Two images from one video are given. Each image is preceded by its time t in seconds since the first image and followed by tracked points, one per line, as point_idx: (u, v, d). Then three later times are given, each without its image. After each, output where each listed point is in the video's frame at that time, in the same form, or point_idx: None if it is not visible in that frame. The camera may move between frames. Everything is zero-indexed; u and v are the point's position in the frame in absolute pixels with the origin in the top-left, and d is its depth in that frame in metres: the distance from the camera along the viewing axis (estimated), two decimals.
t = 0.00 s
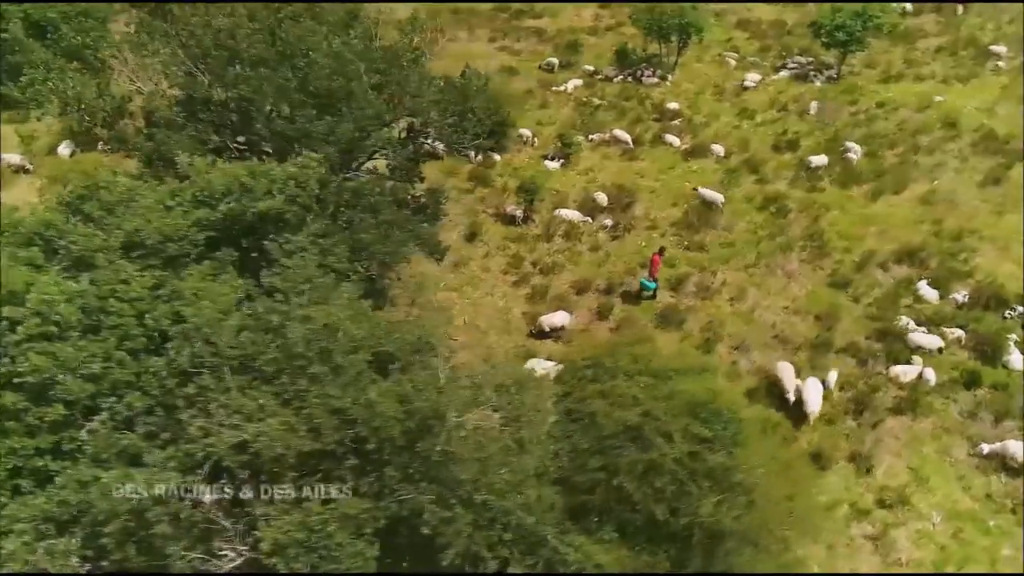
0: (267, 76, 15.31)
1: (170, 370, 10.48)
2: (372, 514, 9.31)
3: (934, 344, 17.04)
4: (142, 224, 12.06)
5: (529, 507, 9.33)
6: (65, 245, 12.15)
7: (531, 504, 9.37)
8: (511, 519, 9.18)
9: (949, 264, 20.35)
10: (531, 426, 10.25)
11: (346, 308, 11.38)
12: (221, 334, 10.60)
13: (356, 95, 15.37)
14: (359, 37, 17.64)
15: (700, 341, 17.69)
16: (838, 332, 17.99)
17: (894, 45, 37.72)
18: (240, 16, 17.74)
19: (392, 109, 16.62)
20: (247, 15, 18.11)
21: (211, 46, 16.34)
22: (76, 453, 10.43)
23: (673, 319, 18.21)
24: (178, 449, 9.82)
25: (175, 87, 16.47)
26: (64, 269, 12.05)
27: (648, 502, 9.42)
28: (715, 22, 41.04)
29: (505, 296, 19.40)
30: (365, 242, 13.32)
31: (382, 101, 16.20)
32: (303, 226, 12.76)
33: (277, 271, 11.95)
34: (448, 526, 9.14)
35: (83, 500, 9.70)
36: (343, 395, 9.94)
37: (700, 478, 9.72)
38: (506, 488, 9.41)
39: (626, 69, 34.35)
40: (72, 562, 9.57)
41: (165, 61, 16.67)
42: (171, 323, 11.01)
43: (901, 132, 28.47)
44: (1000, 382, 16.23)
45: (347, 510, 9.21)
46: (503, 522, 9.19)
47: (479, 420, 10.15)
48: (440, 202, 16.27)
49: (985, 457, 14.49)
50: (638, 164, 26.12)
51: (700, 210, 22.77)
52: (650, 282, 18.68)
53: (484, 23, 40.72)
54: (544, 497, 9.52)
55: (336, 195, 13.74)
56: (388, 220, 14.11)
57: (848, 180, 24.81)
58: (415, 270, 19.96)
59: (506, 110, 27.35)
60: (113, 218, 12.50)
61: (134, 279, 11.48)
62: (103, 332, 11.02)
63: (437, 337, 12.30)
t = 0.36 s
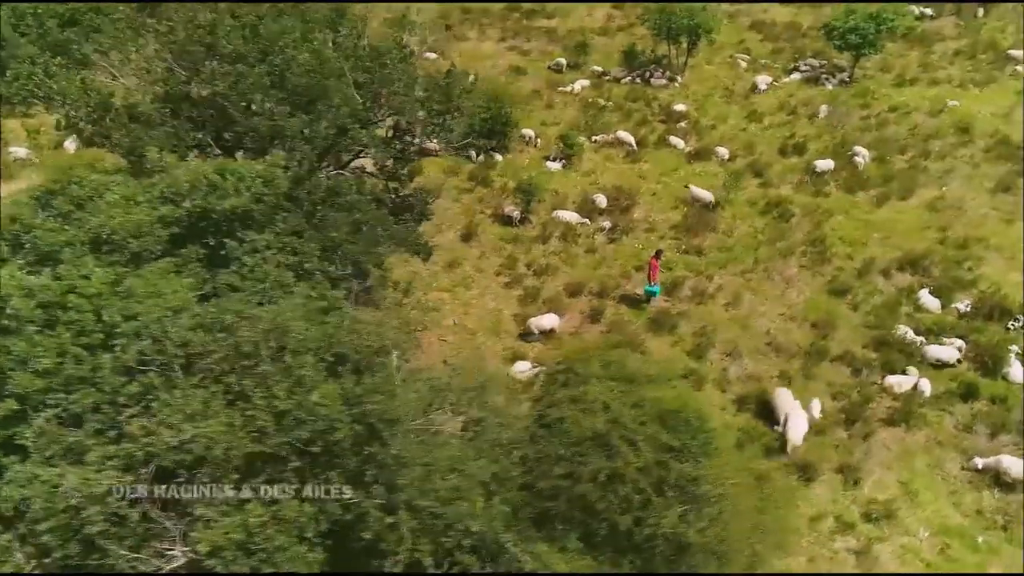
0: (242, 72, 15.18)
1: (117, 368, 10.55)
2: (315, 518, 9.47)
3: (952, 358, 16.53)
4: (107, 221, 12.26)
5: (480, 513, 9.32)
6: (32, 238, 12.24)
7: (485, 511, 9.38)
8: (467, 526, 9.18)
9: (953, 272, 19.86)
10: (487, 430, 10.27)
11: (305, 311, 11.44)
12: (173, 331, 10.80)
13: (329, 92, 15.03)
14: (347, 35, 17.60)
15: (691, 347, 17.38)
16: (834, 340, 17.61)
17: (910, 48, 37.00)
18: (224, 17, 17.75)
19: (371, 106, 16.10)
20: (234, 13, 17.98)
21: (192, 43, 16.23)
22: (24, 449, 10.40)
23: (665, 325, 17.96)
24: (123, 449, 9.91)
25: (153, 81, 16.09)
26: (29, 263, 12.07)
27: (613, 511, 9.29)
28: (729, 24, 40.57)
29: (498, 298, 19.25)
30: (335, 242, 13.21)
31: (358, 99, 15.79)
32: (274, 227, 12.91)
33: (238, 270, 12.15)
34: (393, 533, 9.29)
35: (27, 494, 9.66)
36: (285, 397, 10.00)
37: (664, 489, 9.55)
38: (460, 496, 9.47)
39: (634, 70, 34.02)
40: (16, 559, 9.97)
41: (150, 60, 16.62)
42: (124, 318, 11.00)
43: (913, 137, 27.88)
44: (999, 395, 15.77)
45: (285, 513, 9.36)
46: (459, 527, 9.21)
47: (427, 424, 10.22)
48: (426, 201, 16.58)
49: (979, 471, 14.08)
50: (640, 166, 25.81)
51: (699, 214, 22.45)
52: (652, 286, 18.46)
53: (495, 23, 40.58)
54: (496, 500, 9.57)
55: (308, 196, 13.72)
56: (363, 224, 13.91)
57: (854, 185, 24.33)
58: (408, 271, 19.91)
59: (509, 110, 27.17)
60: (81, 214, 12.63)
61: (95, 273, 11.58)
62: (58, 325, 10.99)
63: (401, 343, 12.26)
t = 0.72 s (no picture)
0: (214, 67, 13.91)
1: (57, 365, 10.37)
2: (255, 520, 9.40)
3: (957, 367, 16.20)
4: (69, 218, 12.21)
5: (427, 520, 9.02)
6: None
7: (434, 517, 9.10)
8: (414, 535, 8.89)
9: (953, 279, 19.43)
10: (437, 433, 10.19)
11: (262, 310, 11.27)
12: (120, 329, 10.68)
13: (305, 90, 13.99)
14: (333, 33, 16.14)
15: (679, 352, 17.13)
16: (826, 347, 17.29)
17: (923, 51, 36.34)
18: (204, 9, 16.80)
19: (353, 103, 14.79)
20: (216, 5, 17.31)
21: (161, 28, 15.02)
22: None
23: (655, 329, 17.73)
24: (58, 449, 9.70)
25: (133, 76, 15.21)
26: None
27: (570, 519, 9.14)
28: (738, 26, 40.12)
29: (487, 299, 19.08)
30: (299, 242, 12.78)
31: (339, 98, 14.62)
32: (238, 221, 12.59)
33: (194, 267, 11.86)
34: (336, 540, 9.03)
35: None
36: (226, 396, 9.97)
37: (626, 497, 9.37)
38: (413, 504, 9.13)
39: (639, 71, 33.71)
40: None
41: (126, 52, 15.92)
42: (70, 315, 10.80)
43: (920, 141, 27.37)
44: (992, 407, 15.40)
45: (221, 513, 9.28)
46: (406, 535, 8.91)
47: (373, 427, 10.13)
48: (411, 201, 16.03)
49: (967, 484, 13.74)
50: (640, 168, 25.52)
51: (696, 216, 22.18)
52: (648, 290, 18.24)
53: (503, 23, 40.42)
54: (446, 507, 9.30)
55: (279, 193, 13.17)
56: (335, 222, 13.54)
57: (856, 189, 23.90)
58: (399, 271, 19.85)
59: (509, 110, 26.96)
60: (46, 209, 12.52)
61: (51, 269, 11.46)
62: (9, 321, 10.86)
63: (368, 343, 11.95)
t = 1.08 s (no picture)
0: (187, 64, 13.05)
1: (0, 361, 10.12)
2: (191, 521, 8.73)
3: (959, 372, 15.89)
4: (35, 214, 12.28)
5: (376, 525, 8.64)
6: None
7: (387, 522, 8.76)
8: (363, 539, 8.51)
9: (952, 286, 18.99)
10: (393, 435, 9.71)
11: (213, 310, 10.88)
12: (65, 326, 10.38)
13: (278, 87, 12.96)
14: (317, 31, 15.31)
15: (666, 356, 16.87)
16: (817, 354, 16.95)
17: (935, 53, 35.67)
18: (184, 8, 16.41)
19: (332, 103, 13.91)
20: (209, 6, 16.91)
21: (138, 28, 14.87)
22: None
23: (642, 333, 17.50)
24: None
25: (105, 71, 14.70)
26: None
27: (530, 527, 8.82)
28: (748, 27, 39.66)
29: (476, 299, 18.90)
30: (263, 238, 11.83)
31: (318, 97, 13.73)
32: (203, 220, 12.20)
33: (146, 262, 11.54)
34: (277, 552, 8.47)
35: None
36: (165, 397, 9.57)
37: (585, 504, 9.11)
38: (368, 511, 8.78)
39: (645, 72, 33.43)
40: None
41: (97, 40, 15.25)
42: (20, 308, 10.68)
43: (926, 145, 26.85)
44: (985, 418, 15.02)
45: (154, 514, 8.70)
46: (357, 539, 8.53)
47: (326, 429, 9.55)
48: (393, 201, 15.73)
49: (954, 497, 13.40)
50: (639, 169, 25.25)
51: (691, 218, 21.90)
52: (640, 293, 17.98)
53: (510, 23, 40.25)
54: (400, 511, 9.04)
55: (248, 192, 12.53)
56: (305, 217, 12.78)
57: (858, 194, 23.48)
58: (389, 270, 19.79)
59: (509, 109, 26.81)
60: (18, 207, 12.72)
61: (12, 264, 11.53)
62: None
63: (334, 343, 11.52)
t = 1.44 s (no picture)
0: (159, 61, 12.60)
1: None
2: (128, 521, 8.55)
3: (959, 378, 15.54)
4: None
5: (311, 527, 8.50)
6: None
7: (337, 525, 8.73)
8: (306, 543, 8.39)
9: (951, 294, 18.57)
10: (345, 437, 9.58)
11: (169, 309, 10.46)
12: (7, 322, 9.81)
13: (251, 83, 12.40)
14: (300, 31, 15.07)
15: (652, 361, 16.62)
16: (807, 361, 16.64)
17: (949, 57, 35.00)
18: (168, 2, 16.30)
19: (314, 101, 13.70)
20: (195, 4, 16.39)
21: (111, 21, 14.47)
22: None
23: (630, 337, 17.27)
24: None
25: (72, 56, 14.12)
26: None
27: (488, 536, 8.64)
28: (759, 29, 39.20)
29: (463, 300, 18.77)
30: (231, 237, 11.53)
31: (298, 95, 13.54)
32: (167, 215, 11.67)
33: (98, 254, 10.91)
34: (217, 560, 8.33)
35: None
36: (100, 394, 9.09)
37: (541, 512, 8.92)
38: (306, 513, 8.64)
39: (650, 72, 33.11)
40: None
41: (75, 32, 14.64)
42: None
43: (934, 150, 26.33)
44: (976, 430, 14.64)
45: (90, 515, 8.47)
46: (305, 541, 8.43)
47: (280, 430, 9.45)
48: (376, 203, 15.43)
49: (939, 511, 13.06)
50: (638, 171, 25.00)
51: (687, 221, 21.62)
52: (633, 297, 17.63)
53: (518, 23, 40.11)
54: (351, 513, 8.96)
55: (219, 188, 12.12)
56: (278, 217, 12.65)
57: (860, 199, 23.07)
58: (379, 270, 19.71)
59: (508, 108, 26.63)
60: None
61: None
62: None
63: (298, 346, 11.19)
